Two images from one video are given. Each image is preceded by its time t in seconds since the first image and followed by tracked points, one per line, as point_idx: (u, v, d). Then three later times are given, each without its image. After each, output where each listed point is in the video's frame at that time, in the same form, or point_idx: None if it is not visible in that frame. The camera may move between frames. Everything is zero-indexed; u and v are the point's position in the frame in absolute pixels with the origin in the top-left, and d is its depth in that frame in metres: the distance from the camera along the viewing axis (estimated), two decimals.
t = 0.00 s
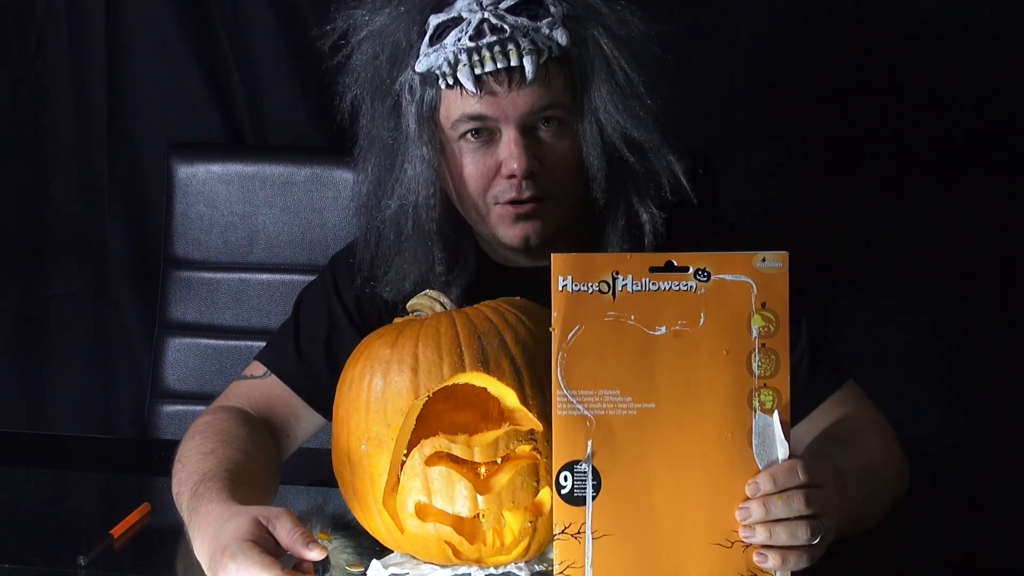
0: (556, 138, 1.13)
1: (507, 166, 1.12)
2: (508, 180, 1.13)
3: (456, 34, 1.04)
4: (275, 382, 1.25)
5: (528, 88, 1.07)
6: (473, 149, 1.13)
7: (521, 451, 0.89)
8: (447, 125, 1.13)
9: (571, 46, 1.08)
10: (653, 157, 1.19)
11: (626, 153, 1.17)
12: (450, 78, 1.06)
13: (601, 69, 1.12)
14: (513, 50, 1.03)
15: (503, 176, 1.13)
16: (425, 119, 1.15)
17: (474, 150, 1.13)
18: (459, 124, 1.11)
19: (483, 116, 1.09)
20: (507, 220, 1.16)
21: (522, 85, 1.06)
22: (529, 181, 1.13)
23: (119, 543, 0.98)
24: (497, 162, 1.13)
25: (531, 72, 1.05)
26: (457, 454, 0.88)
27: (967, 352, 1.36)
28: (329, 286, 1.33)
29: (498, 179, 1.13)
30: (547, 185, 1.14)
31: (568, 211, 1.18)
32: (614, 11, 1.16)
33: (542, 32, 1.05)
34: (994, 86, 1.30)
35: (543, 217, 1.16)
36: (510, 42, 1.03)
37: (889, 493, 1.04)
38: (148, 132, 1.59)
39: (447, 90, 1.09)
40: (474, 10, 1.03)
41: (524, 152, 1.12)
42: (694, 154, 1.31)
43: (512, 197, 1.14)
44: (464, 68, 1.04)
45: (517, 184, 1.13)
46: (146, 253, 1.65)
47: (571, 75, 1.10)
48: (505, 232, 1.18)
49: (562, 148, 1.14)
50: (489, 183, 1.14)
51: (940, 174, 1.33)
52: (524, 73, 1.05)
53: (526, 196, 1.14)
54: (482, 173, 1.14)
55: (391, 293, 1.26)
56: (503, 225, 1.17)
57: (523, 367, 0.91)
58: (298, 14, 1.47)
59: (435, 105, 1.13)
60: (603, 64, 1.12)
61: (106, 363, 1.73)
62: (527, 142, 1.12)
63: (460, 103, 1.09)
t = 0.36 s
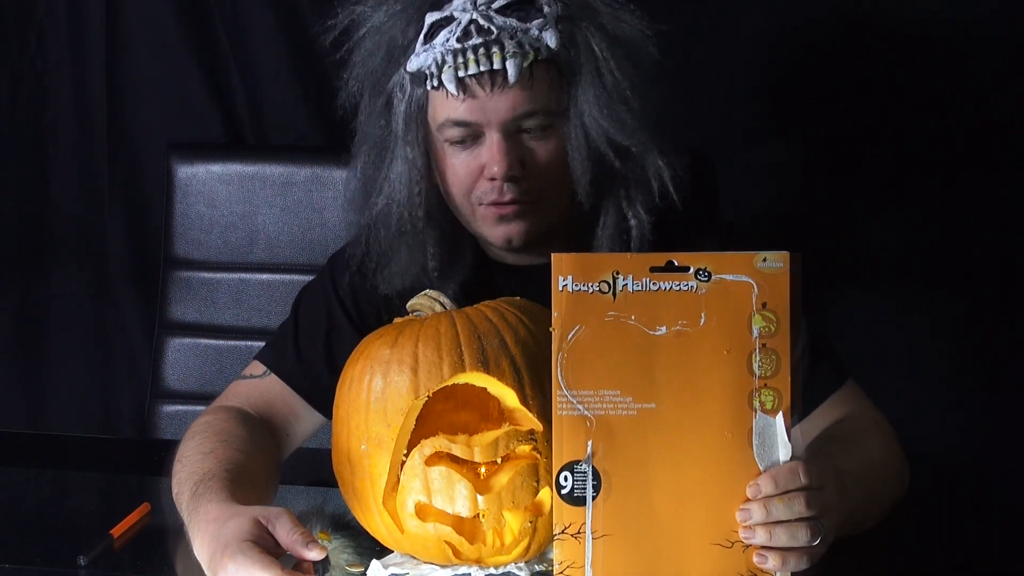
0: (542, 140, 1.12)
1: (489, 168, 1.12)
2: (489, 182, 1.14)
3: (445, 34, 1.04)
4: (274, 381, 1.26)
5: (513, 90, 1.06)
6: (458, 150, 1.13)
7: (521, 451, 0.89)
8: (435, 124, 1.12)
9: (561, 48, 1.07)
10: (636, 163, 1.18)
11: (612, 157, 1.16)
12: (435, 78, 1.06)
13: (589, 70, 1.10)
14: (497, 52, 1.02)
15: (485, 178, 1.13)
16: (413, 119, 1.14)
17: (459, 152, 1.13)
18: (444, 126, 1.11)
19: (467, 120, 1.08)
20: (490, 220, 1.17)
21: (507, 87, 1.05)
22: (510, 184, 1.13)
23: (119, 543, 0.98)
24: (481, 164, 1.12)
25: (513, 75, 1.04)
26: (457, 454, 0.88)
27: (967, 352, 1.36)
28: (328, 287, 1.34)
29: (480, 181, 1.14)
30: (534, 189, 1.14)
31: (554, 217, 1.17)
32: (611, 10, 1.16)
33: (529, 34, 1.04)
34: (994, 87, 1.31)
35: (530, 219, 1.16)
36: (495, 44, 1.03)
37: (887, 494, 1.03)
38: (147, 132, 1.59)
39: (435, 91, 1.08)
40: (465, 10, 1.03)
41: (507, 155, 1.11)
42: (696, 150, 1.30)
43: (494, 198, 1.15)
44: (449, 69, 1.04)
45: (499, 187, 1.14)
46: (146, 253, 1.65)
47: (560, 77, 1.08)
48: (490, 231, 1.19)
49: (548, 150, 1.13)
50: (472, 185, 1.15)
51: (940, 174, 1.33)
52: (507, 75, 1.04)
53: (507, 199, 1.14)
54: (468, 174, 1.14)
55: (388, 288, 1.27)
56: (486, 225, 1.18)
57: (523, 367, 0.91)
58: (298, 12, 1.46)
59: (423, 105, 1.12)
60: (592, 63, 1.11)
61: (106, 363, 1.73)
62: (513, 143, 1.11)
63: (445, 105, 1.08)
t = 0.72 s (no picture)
0: (540, 134, 1.15)
1: (469, 169, 1.16)
2: (469, 183, 1.17)
3: (433, 35, 1.06)
4: (274, 382, 1.30)
5: (510, 83, 1.09)
6: (445, 150, 1.16)
7: (521, 451, 0.89)
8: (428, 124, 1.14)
9: (548, 49, 1.08)
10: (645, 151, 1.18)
11: (605, 155, 1.17)
12: (418, 81, 1.09)
13: (586, 67, 1.12)
14: (479, 55, 1.05)
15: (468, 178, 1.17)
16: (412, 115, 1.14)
17: (444, 151, 1.16)
18: (431, 126, 1.14)
19: (452, 120, 1.12)
20: (473, 219, 1.21)
21: (511, 79, 1.08)
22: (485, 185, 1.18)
23: (119, 543, 0.98)
24: (467, 163, 1.16)
25: (495, 78, 1.07)
26: (457, 454, 0.88)
27: (967, 352, 1.35)
28: (327, 288, 1.34)
29: (465, 179, 1.17)
30: (529, 180, 1.18)
31: (540, 214, 1.21)
32: (607, 7, 1.17)
33: (516, 37, 1.06)
34: (994, 87, 1.31)
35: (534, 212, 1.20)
36: (478, 46, 1.05)
37: (886, 497, 1.04)
38: (146, 131, 1.58)
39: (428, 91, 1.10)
40: (456, 7, 1.04)
41: (484, 155, 1.15)
42: (695, 149, 1.29)
43: (507, 187, 1.18)
44: (432, 71, 1.07)
45: (478, 189, 1.18)
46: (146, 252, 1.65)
47: (552, 78, 1.10)
48: (490, 226, 1.22)
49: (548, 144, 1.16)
50: (457, 184, 1.18)
51: (940, 174, 1.33)
52: (486, 79, 1.07)
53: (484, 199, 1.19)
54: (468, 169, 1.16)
55: (389, 287, 1.27)
56: (470, 224, 1.21)
57: (523, 367, 0.91)
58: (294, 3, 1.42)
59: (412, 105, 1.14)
60: (588, 61, 1.12)
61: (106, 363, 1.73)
62: (501, 140, 1.14)
63: (431, 106, 1.12)
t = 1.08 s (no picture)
0: (544, 130, 1.13)
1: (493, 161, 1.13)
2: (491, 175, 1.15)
3: (448, 29, 1.04)
4: (274, 382, 1.28)
5: (512, 81, 1.07)
6: (462, 145, 1.14)
7: (521, 451, 0.89)
8: (433, 122, 1.13)
9: (562, 37, 1.07)
10: (643, 150, 1.21)
11: (618, 144, 1.18)
12: (440, 72, 1.06)
13: (592, 63, 1.12)
14: (502, 44, 1.03)
15: (483, 175, 1.15)
16: (418, 115, 1.14)
17: (463, 146, 1.14)
18: (450, 120, 1.11)
19: (473, 110, 1.09)
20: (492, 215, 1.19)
21: (511, 78, 1.06)
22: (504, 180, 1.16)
23: (119, 543, 0.98)
24: (486, 158, 1.14)
25: (520, 65, 1.05)
26: (457, 454, 0.87)
27: (967, 352, 1.36)
28: (326, 288, 1.34)
29: (485, 174, 1.15)
30: (531, 177, 1.16)
31: (553, 212, 1.19)
32: (608, 4, 1.17)
33: (533, 28, 1.04)
34: (994, 87, 1.30)
35: (536, 209, 1.18)
36: (500, 37, 1.03)
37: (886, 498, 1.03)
38: (147, 132, 1.59)
39: (432, 89, 1.10)
40: (465, 6, 1.03)
41: (514, 146, 1.13)
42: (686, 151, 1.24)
43: (505, 189, 1.16)
44: (454, 62, 1.04)
45: (499, 180, 1.15)
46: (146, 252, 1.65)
47: (565, 70, 1.10)
48: (492, 224, 1.20)
49: (552, 140, 1.14)
50: (475, 180, 1.16)
51: (940, 174, 1.33)
52: (513, 66, 1.05)
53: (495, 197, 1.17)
54: (471, 167, 1.15)
55: (391, 289, 1.27)
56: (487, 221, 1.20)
57: (523, 367, 0.91)
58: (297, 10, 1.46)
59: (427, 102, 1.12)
60: (595, 57, 1.12)
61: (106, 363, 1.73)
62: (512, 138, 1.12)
63: (450, 100, 1.09)
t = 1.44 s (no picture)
0: (544, 134, 1.11)
1: (497, 163, 1.10)
2: (496, 176, 1.11)
3: (448, 32, 1.03)
4: (274, 383, 1.24)
5: (511, 85, 1.05)
6: (463, 147, 1.12)
7: (521, 451, 0.89)
8: (435, 122, 1.13)
9: (562, 41, 1.07)
10: (642, 153, 1.19)
11: (617, 149, 1.17)
12: (439, 76, 1.06)
13: (592, 66, 1.11)
14: (502, 48, 1.02)
15: (491, 173, 1.11)
16: (418, 117, 1.15)
17: (463, 148, 1.12)
18: (449, 123, 1.10)
19: (471, 113, 1.07)
20: (496, 216, 1.15)
21: (510, 81, 1.05)
22: (518, 177, 1.11)
23: (118, 543, 0.98)
24: (486, 160, 1.11)
25: (519, 69, 1.04)
26: (456, 454, 0.87)
27: (966, 353, 1.37)
28: (326, 287, 1.33)
29: (486, 176, 1.12)
30: (531, 181, 1.12)
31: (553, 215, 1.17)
32: (611, 8, 1.16)
33: (532, 31, 1.04)
34: (995, 87, 1.30)
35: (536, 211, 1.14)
36: (499, 40, 1.02)
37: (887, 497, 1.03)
38: (148, 132, 1.59)
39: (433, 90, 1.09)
40: (465, 8, 1.02)
41: (514, 149, 1.09)
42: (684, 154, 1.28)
43: (502, 193, 1.12)
44: (453, 66, 1.04)
45: (506, 181, 1.11)
46: (147, 252, 1.65)
47: (562, 72, 1.09)
48: (491, 226, 1.17)
49: (551, 143, 1.12)
50: (476, 182, 1.12)
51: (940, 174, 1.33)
52: (512, 70, 1.04)
53: (506, 196, 1.12)
54: (469, 170, 1.13)
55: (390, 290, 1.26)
56: (491, 221, 1.16)
57: (524, 367, 0.91)
58: (298, 12, 1.47)
59: (427, 104, 1.12)
60: (595, 59, 1.11)
61: (107, 363, 1.73)
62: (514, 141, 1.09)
63: (449, 102, 1.08)
